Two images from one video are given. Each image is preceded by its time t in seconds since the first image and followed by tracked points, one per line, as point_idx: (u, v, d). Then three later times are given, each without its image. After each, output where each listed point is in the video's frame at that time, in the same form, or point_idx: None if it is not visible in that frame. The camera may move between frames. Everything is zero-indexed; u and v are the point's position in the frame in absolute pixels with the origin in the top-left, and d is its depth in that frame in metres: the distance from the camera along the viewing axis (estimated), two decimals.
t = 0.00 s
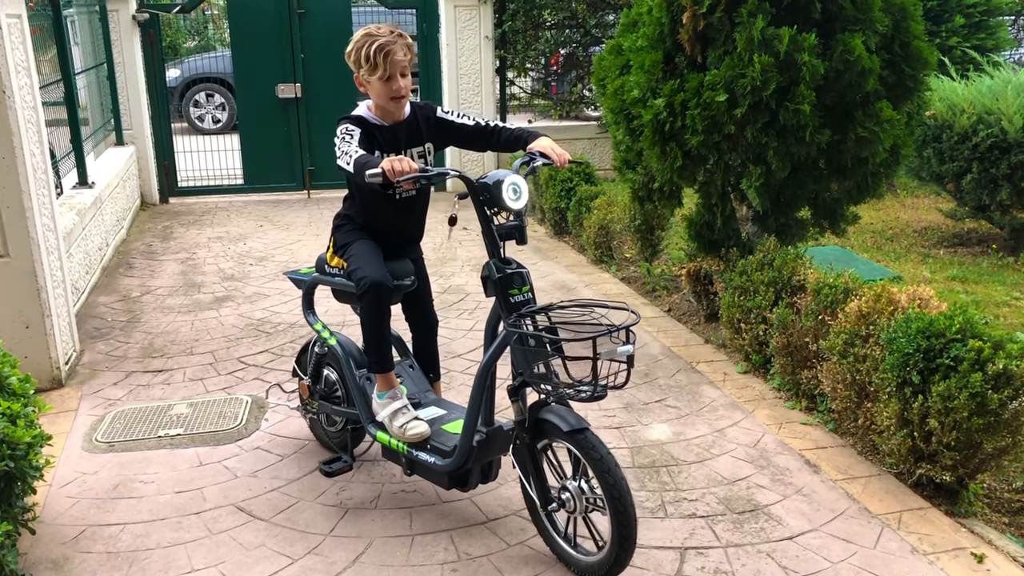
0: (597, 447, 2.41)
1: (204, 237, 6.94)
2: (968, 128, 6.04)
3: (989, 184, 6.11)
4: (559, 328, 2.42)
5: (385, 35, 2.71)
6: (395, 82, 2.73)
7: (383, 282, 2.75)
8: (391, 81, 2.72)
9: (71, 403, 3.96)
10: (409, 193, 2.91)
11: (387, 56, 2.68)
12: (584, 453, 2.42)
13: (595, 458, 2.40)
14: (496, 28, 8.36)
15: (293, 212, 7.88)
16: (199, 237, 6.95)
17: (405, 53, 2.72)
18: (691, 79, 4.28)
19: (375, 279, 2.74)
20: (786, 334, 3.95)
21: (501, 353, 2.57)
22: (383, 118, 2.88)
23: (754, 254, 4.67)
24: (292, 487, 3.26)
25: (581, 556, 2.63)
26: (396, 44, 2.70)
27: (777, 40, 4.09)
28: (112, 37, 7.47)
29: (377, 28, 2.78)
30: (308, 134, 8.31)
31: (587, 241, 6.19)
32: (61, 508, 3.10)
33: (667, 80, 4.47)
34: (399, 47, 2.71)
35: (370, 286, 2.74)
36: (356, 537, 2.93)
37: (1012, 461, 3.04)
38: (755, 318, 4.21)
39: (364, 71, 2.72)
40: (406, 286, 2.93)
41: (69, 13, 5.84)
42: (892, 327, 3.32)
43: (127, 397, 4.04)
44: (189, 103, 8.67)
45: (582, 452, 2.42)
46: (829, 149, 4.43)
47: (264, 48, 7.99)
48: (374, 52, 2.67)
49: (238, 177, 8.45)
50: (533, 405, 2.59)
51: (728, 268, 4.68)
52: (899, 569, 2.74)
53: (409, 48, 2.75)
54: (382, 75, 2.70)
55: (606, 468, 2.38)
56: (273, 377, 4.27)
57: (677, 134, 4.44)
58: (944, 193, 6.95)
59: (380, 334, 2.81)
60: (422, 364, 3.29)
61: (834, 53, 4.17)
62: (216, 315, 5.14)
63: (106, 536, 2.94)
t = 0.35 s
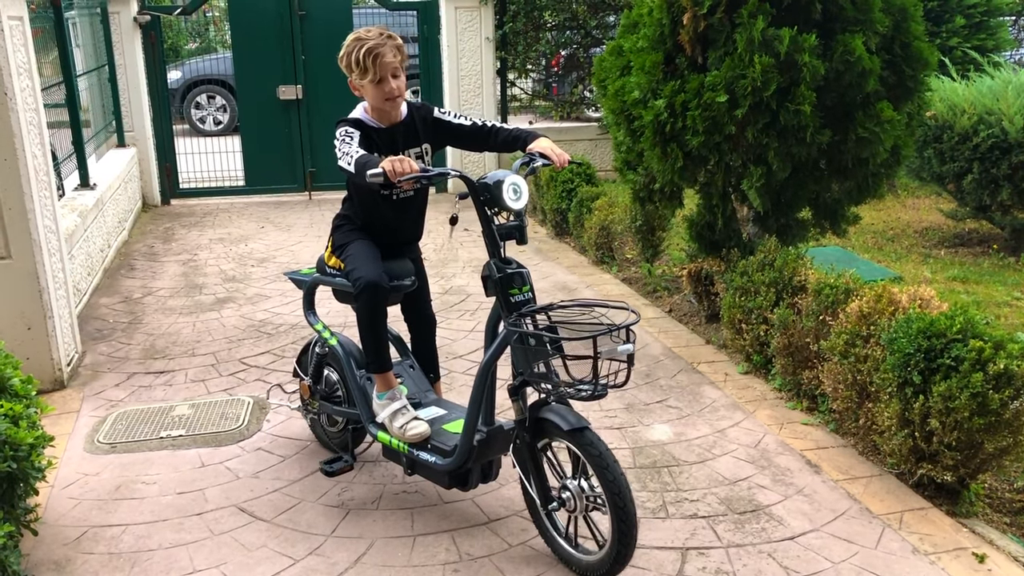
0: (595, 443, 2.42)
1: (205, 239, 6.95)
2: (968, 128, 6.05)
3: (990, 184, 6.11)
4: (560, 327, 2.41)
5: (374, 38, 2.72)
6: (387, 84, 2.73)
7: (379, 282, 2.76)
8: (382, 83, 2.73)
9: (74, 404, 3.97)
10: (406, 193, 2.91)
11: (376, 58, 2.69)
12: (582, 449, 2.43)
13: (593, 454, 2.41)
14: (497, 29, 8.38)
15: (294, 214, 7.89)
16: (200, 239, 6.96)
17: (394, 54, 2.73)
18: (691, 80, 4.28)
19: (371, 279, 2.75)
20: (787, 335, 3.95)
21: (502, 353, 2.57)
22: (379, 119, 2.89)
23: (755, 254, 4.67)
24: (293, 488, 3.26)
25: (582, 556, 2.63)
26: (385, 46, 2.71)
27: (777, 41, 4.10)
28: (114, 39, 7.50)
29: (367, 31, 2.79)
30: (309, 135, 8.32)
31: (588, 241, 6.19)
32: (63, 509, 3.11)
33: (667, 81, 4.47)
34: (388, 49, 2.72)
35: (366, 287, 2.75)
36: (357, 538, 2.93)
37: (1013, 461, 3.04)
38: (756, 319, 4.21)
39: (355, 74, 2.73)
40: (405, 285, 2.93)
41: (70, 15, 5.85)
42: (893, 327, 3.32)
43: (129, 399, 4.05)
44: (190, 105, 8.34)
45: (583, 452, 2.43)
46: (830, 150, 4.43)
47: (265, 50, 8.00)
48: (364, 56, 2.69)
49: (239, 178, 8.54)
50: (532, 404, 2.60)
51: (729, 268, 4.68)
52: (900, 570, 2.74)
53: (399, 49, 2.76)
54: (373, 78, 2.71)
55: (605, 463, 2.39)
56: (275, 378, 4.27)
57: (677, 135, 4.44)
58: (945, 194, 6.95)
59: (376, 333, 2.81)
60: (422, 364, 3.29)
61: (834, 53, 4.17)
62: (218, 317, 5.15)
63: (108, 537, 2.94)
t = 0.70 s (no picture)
0: (620, 468, 2.40)
1: (208, 240, 6.95)
2: (972, 131, 6.06)
3: (993, 188, 6.11)
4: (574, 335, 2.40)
5: (392, 39, 2.72)
6: (405, 85, 2.72)
7: (392, 287, 2.76)
8: (400, 84, 2.72)
9: (77, 405, 3.97)
10: (420, 198, 2.91)
11: (394, 59, 2.69)
12: (606, 472, 2.41)
13: (619, 481, 2.38)
14: (499, 32, 8.40)
15: (296, 215, 7.89)
16: (202, 240, 6.96)
17: (412, 56, 2.73)
18: (694, 83, 4.29)
19: (385, 284, 2.75)
20: (790, 337, 3.95)
21: (514, 360, 2.58)
22: (396, 123, 2.89)
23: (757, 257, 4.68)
24: (296, 490, 3.26)
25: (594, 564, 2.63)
26: (403, 47, 2.71)
27: (781, 44, 4.10)
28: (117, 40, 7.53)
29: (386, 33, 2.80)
30: (312, 137, 8.34)
31: (590, 244, 6.20)
32: (66, 510, 3.11)
33: (670, 84, 4.48)
34: (406, 50, 2.72)
35: (379, 292, 2.76)
36: (360, 539, 2.94)
37: (1017, 465, 3.04)
38: (758, 322, 4.21)
39: (373, 75, 2.73)
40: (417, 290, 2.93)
41: (74, 16, 5.86)
42: (896, 330, 3.32)
43: (132, 400, 4.05)
44: (193, 106, 8.21)
45: (598, 461, 2.43)
46: (833, 153, 4.43)
47: (268, 51, 8.01)
48: (382, 56, 2.69)
49: (241, 180, 8.51)
50: (547, 412, 2.59)
51: (732, 271, 4.69)
52: (902, 572, 2.74)
53: (417, 52, 2.76)
54: (391, 79, 2.71)
55: (630, 492, 2.37)
56: (278, 379, 4.28)
57: (681, 137, 4.44)
58: (947, 197, 6.95)
59: (389, 339, 2.81)
60: (432, 369, 3.29)
61: (837, 56, 4.17)
62: (220, 318, 5.15)
63: (111, 538, 2.94)
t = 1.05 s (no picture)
0: (615, 468, 2.40)
1: (208, 242, 6.95)
2: (972, 136, 6.06)
3: (994, 193, 6.11)
4: (572, 338, 2.42)
5: (399, 40, 2.70)
6: (407, 88, 2.73)
7: (390, 291, 2.76)
8: (402, 87, 2.73)
9: (76, 406, 3.97)
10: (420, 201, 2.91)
11: (399, 62, 2.68)
12: (602, 475, 2.40)
13: (614, 480, 2.38)
14: (501, 34, 8.41)
15: (297, 217, 7.90)
16: (203, 241, 6.96)
17: (417, 59, 2.72)
18: (695, 87, 4.29)
19: (382, 288, 2.75)
20: (790, 342, 3.95)
21: (512, 362, 2.57)
22: (394, 123, 2.88)
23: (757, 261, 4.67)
24: (295, 492, 3.26)
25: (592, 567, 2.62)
26: (409, 50, 2.70)
27: (782, 48, 4.10)
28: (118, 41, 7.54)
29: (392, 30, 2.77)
30: (313, 139, 8.34)
31: (591, 247, 6.19)
32: (65, 511, 3.11)
33: (671, 87, 4.47)
34: (411, 53, 2.71)
35: (376, 295, 2.75)
36: (359, 542, 2.93)
37: (1016, 471, 3.04)
38: (759, 325, 4.21)
39: (376, 73, 2.72)
40: (415, 293, 2.92)
41: (75, 18, 5.86)
42: (897, 335, 3.31)
43: (131, 401, 4.04)
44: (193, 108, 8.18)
45: (595, 464, 2.42)
46: (834, 157, 4.43)
47: (269, 53, 8.01)
48: (386, 58, 2.68)
49: (242, 182, 8.50)
50: (544, 415, 2.59)
51: (732, 275, 4.68)
52: None
53: (422, 54, 2.75)
54: (394, 81, 2.70)
55: (625, 495, 2.37)
56: (277, 381, 4.27)
57: (682, 141, 4.44)
58: (948, 201, 6.95)
59: (386, 342, 2.81)
60: (431, 371, 3.29)
61: (839, 61, 4.17)
62: (220, 320, 5.14)
63: (110, 540, 2.94)
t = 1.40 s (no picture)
0: (598, 457, 2.41)
1: (208, 243, 6.95)
2: (972, 138, 6.07)
3: (993, 196, 6.11)
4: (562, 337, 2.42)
5: (388, 40, 2.73)
6: (397, 86, 2.73)
7: (381, 290, 2.76)
8: (392, 85, 2.73)
9: (75, 408, 3.97)
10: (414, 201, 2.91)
11: (388, 60, 2.70)
12: (592, 472, 2.40)
13: (596, 467, 2.40)
14: (501, 36, 8.41)
15: (296, 218, 7.90)
16: (203, 243, 6.96)
17: (407, 58, 2.73)
18: (694, 89, 4.29)
19: (373, 287, 2.75)
20: (789, 344, 3.95)
21: (504, 361, 2.57)
22: (386, 125, 2.88)
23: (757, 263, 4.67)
24: (294, 494, 3.25)
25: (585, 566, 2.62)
26: (398, 49, 2.72)
27: (782, 50, 4.11)
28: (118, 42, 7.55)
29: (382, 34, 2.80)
30: (313, 140, 8.34)
31: (590, 249, 6.20)
32: (63, 513, 3.11)
33: (671, 90, 4.48)
34: (401, 53, 2.73)
35: (368, 294, 2.76)
36: (358, 544, 2.93)
37: (1015, 474, 3.04)
38: (758, 328, 4.21)
39: (366, 73, 2.73)
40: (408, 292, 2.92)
41: (75, 19, 5.86)
42: (896, 338, 3.31)
43: (130, 403, 4.04)
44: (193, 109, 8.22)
45: (585, 462, 2.42)
46: (833, 160, 4.43)
47: (268, 54, 8.01)
48: (376, 56, 2.70)
49: (242, 183, 8.51)
50: (535, 414, 2.57)
51: (731, 277, 4.68)
52: None
53: (412, 54, 2.77)
54: (384, 79, 2.71)
55: (614, 491, 2.37)
56: (276, 383, 4.27)
57: (681, 143, 4.45)
58: (948, 204, 6.96)
59: (378, 342, 2.81)
60: (424, 372, 3.29)
61: (838, 63, 4.18)
62: (219, 321, 5.14)
63: (108, 541, 2.94)
